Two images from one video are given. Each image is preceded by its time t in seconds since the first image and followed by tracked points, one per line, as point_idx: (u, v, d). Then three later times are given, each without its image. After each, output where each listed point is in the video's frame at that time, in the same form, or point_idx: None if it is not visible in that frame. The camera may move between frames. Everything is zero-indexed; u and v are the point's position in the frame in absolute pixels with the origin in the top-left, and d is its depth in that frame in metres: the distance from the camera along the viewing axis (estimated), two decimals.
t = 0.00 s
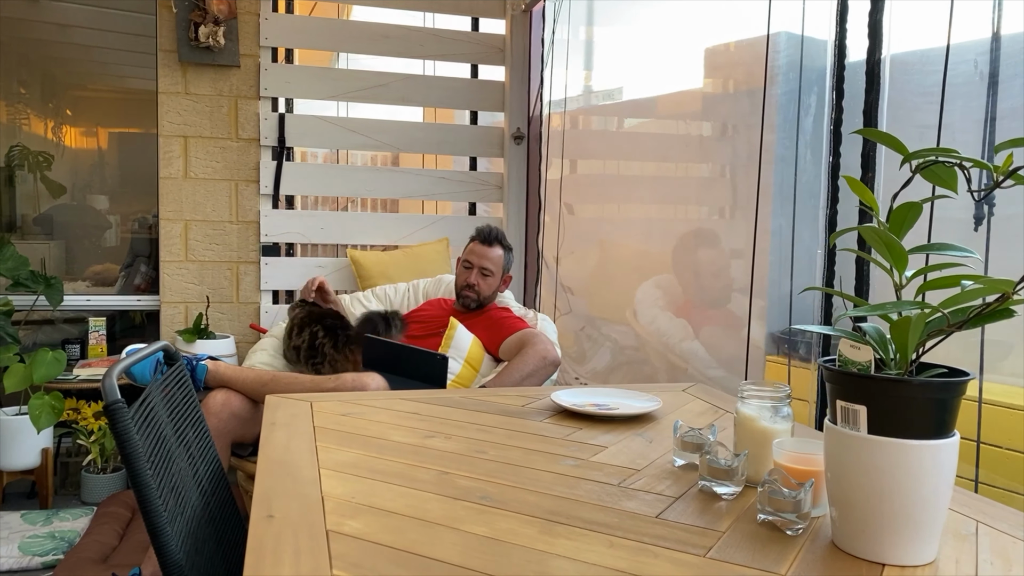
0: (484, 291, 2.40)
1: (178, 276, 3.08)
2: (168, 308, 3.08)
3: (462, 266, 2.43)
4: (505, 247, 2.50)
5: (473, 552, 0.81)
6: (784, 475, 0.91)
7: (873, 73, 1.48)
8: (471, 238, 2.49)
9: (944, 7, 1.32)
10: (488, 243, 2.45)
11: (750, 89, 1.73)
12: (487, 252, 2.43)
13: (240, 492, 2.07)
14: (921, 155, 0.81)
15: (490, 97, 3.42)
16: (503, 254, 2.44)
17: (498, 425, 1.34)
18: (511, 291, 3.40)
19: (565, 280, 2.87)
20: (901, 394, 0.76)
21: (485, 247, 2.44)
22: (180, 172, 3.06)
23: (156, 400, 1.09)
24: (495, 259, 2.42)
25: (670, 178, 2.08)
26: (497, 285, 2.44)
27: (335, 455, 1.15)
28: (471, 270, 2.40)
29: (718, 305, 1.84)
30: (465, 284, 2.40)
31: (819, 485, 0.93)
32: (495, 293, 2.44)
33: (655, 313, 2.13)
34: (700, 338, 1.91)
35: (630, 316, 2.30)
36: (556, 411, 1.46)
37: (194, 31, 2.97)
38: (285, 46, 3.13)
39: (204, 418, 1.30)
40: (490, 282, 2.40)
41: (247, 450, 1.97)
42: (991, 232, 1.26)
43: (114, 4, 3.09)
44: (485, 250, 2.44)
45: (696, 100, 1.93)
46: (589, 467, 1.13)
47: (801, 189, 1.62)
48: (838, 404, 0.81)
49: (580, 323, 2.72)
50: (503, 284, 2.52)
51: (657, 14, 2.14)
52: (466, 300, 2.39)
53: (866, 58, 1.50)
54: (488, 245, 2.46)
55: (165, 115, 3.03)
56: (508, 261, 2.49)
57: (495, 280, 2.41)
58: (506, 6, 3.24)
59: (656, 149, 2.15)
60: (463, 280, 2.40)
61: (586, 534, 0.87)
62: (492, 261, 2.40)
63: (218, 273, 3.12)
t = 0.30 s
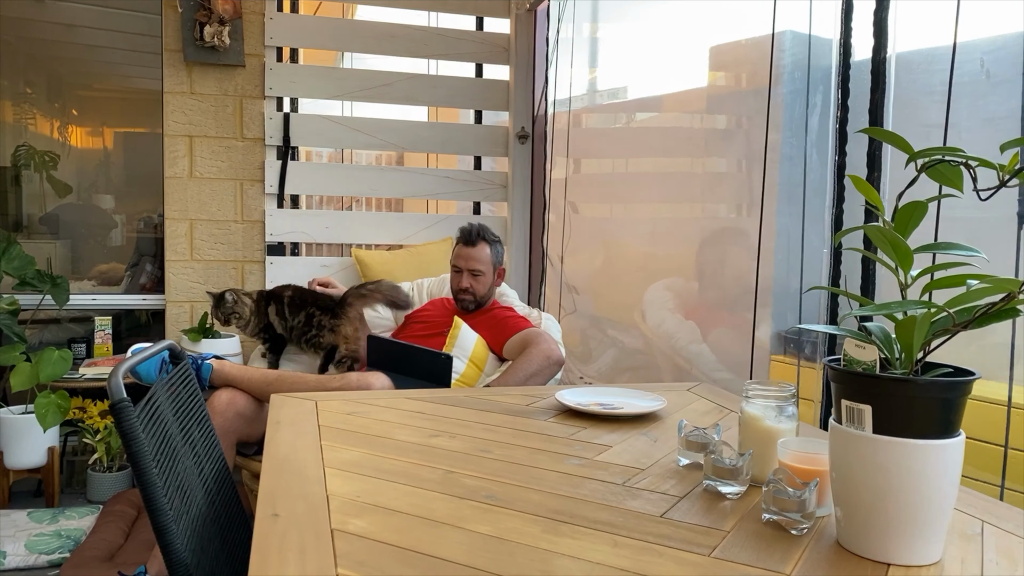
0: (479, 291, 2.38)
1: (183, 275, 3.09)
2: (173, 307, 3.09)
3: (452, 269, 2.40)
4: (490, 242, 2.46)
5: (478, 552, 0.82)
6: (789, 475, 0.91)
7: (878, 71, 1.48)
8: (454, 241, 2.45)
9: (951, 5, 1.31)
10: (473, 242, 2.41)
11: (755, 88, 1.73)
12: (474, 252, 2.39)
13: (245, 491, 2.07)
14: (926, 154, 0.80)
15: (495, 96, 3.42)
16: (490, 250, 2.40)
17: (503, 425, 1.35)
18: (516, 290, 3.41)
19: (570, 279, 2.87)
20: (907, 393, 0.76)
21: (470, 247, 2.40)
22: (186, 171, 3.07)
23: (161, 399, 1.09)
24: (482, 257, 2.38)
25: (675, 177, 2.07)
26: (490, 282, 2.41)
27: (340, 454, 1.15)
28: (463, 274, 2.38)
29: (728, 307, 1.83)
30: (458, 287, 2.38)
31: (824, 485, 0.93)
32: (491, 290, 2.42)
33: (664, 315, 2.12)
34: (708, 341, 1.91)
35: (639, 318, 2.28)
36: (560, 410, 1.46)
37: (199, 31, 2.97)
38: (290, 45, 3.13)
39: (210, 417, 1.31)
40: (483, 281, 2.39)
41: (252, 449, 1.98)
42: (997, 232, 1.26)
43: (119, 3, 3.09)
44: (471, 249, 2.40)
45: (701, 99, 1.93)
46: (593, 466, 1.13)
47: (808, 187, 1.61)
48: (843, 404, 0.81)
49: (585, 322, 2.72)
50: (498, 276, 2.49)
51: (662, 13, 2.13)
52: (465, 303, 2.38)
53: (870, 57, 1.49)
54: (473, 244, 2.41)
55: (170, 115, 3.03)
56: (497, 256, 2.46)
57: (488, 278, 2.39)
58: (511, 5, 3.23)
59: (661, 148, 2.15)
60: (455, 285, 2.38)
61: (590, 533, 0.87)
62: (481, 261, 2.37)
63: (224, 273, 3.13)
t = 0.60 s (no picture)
0: (483, 290, 2.39)
1: (189, 275, 3.10)
2: (179, 306, 3.10)
3: (457, 270, 2.41)
4: (495, 241, 2.46)
5: (482, 551, 0.82)
6: (794, 475, 0.91)
7: (890, 70, 1.46)
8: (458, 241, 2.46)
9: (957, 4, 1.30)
10: (478, 242, 2.41)
11: (761, 88, 1.73)
12: (478, 252, 2.40)
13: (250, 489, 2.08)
14: (931, 153, 0.80)
15: (499, 96, 3.42)
16: (493, 249, 2.41)
17: (507, 424, 1.35)
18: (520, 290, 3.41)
19: (575, 279, 2.87)
20: (912, 393, 0.76)
21: (474, 247, 2.41)
22: (191, 171, 3.07)
23: (167, 399, 1.10)
24: (486, 255, 2.39)
25: (680, 175, 2.07)
26: (496, 281, 2.42)
27: (345, 453, 1.15)
28: (466, 274, 2.39)
29: (734, 305, 1.83)
30: (463, 286, 2.39)
31: (829, 485, 0.93)
32: (495, 288, 2.43)
33: (669, 313, 2.11)
34: (719, 339, 1.89)
35: (646, 316, 2.27)
36: (565, 410, 1.46)
37: (204, 31, 2.98)
38: (295, 45, 3.14)
39: (215, 416, 1.31)
40: (488, 280, 2.40)
41: (257, 448, 1.98)
42: (1004, 231, 1.26)
43: (125, 4, 3.10)
44: (475, 249, 2.41)
45: (706, 98, 1.93)
46: (598, 465, 1.13)
47: (816, 187, 1.61)
48: (848, 403, 0.81)
49: (589, 321, 2.72)
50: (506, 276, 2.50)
51: (666, 12, 2.13)
52: (469, 303, 2.39)
53: (881, 55, 1.48)
54: (477, 243, 2.42)
55: (176, 115, 3.04)
56: (502, 255, 2.47)
57: (491, 276, 2.40)
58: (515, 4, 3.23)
59: (666, 147, 2.15)
60: (460, 285, 2.40)
61: (595, 532, 0.87)
62: (485, 260, 2.38)
63: (229, 272, 3.14)
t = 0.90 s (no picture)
0: (488, 288, 2.40)
1: (194, 274, 3.11)
2: (184, 305, 3.11)
3: (461, 268, 2.42)
4: (499, 238, 2.47)
5: (486, 550, 0.82)
6: (799, 474, 0.91)
7: (898, 69, 1.46)
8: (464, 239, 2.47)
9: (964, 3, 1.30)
10: (481, 240, 2.42)
11: (766, 87, 1.73)
12: (481, 249, 2.41)
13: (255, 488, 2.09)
14: (938, 152, 0.80)
15: (504, 95, 3.42)
16: (496, 247, 2.42)
17: (512, 423, 1.35)
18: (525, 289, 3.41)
19: (579, 278, 2.87)
20: (917, 392, 0.75)
21: (477, 244, 2.42)
22: (197, 170, 3.08)
23: (173, 397, 1.10)
24: (489, 253, 2.39)
25: (685, 174, 2.07)
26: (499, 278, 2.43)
27: (349, 452, 1.15)
28: (470, 271, 2.40)
29: (741, 303, 1.82)
30: (467, 284, 2.40)
31: (834, 485, 0.93)
32: (500, 286, 2.44)
33: (674, 312, 2.11)
34: (724, 336, 1.89)
35: (649, 314, 2.28)
36: (569, 409, 1.46)
37: (210, 30, 2.99)
38: (300, 44, 3.14)
39: (220, 415, 1.31)
40: (491, 277, 2.40)
41: (263, 447, 1.98)
42: (1009, 231, 1.25)
43: (130, 4, 3.11)
44: (478, 247, 2.42)
45: (710, 97, 1.93)
46: (602, 465, 1.13)
47: (822, 186, 1.60)
48: (853, 403, 0.81)
49: (594, 321, 2.72)
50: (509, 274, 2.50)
51: (671, 11, 2.13)
52: (473, 301, 2.40)
53: (888, 54, 1.48)
54: (481, 241, 2.43)
55: (181, 114, 3.05)
56: (506, 253, 2.47)
57: (496, 274, 2.40)
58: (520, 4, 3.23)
59: (671, 147, 2.14)
60: (464, 283, 2.40)
61: (599, 532, 0.87)
62: (488, 257, 2.39)
63: (234, 271, 3.15)
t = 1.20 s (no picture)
0: (493, 287, 2.40)
1: (200, 273, 3.11)
2: (190, 304, 3.11)
3: (466, 267, 2.42)
4: (503, 238, 2.48)
5: (491, 549, 0.82)
6: (804, 474, 0.91)
7: (900, 69, 1.45)
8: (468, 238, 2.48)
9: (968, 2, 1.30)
10: (486, 239, 2.43)
11: (771, 86, 1.73)
12: (486, 248, 2.41)
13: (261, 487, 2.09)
14: (944, 151, 0.80)
15: (509, 94, 3.42)
16: (502, 246, 2.42)
17: (517, 422, 1.35)
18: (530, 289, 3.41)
19: (584, 277, 2.87)
20: (922, 392, 0.75)
21: (482, 243, 2.43)
22: (202, 170, 3.09)
23: (178, 396, 1.10)
24: (494, 252, 2.40)
25: (689, 173, 2.06)
26: (504, 276, 2.43)
27: (354, 450, 1.16)
28: (475, 270, 2.40)
29: (745, 301, 1.82)
30: (471, 283, 2.40)
31: (839, 484, 0.93)
32: (505, 285, 2.44)
33: (678, 311, 2.11)
34: (730, 335, 1.89)
35: (655, 313, 2.28)
36: (574, 408, 1.47)
37: (215, 30, 2.99)
38: (305, 43, 3.14)
39: (226, 414, 1.32)
40: (496, 276, 2.40)
41: (269, 446, 1.99)
42: (1015, 231, 1.25)
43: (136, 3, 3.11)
44: (484, 245, 2.42)
45: (715, 97, 1.93)
46: (606, 464, 1.13)
47: (826, 186, 1.60)
48: (858, 402, 0.81)
49: (599, 320, 2.72)
50: (512, 274, 2.51)
51: (676, 10, 2.13)
52: (478, 300, 2.39)
53: (891, 53, 1.47)
54: (486, 240, 2.44)
55: (187, 113, 3.05)
56: (511, 252, 2.48)
57: (500, 273, 2.41)
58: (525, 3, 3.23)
59: (676, 146, 2.14)
60: (469, 281, 2.40)
61: (604, 531, 0.87)
62: (493, 255, 2.39)
63: (240, 271, 3.15)
